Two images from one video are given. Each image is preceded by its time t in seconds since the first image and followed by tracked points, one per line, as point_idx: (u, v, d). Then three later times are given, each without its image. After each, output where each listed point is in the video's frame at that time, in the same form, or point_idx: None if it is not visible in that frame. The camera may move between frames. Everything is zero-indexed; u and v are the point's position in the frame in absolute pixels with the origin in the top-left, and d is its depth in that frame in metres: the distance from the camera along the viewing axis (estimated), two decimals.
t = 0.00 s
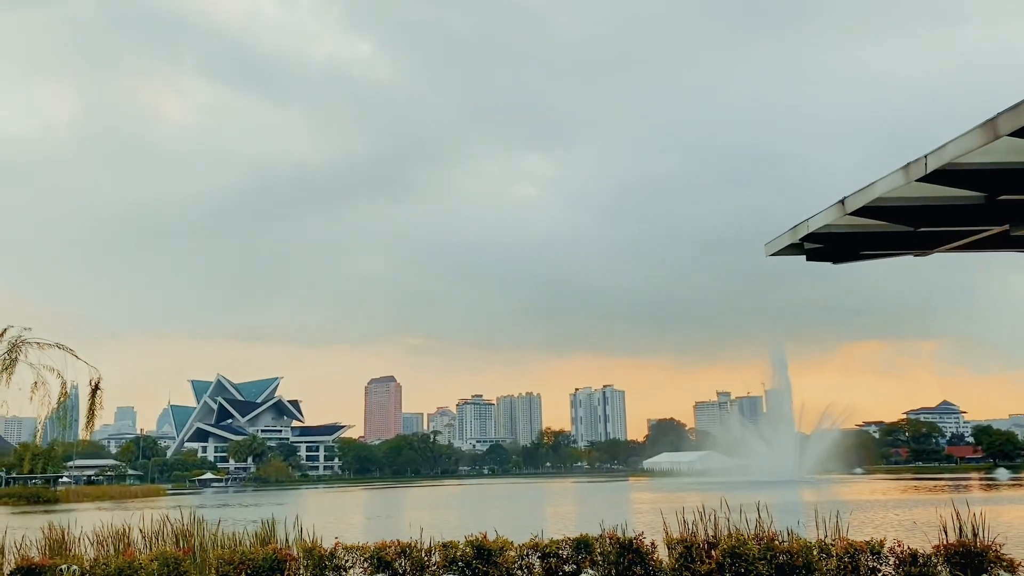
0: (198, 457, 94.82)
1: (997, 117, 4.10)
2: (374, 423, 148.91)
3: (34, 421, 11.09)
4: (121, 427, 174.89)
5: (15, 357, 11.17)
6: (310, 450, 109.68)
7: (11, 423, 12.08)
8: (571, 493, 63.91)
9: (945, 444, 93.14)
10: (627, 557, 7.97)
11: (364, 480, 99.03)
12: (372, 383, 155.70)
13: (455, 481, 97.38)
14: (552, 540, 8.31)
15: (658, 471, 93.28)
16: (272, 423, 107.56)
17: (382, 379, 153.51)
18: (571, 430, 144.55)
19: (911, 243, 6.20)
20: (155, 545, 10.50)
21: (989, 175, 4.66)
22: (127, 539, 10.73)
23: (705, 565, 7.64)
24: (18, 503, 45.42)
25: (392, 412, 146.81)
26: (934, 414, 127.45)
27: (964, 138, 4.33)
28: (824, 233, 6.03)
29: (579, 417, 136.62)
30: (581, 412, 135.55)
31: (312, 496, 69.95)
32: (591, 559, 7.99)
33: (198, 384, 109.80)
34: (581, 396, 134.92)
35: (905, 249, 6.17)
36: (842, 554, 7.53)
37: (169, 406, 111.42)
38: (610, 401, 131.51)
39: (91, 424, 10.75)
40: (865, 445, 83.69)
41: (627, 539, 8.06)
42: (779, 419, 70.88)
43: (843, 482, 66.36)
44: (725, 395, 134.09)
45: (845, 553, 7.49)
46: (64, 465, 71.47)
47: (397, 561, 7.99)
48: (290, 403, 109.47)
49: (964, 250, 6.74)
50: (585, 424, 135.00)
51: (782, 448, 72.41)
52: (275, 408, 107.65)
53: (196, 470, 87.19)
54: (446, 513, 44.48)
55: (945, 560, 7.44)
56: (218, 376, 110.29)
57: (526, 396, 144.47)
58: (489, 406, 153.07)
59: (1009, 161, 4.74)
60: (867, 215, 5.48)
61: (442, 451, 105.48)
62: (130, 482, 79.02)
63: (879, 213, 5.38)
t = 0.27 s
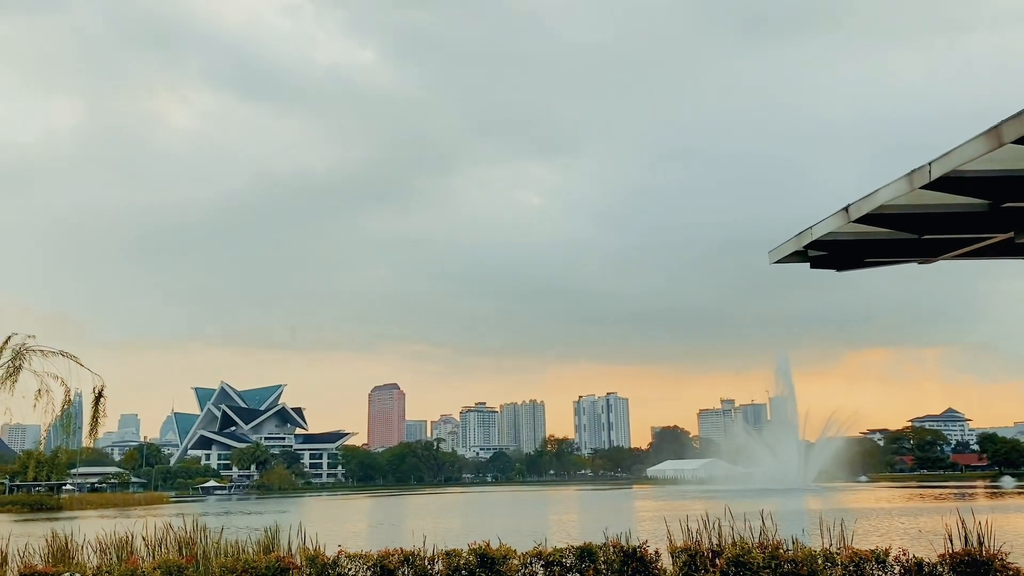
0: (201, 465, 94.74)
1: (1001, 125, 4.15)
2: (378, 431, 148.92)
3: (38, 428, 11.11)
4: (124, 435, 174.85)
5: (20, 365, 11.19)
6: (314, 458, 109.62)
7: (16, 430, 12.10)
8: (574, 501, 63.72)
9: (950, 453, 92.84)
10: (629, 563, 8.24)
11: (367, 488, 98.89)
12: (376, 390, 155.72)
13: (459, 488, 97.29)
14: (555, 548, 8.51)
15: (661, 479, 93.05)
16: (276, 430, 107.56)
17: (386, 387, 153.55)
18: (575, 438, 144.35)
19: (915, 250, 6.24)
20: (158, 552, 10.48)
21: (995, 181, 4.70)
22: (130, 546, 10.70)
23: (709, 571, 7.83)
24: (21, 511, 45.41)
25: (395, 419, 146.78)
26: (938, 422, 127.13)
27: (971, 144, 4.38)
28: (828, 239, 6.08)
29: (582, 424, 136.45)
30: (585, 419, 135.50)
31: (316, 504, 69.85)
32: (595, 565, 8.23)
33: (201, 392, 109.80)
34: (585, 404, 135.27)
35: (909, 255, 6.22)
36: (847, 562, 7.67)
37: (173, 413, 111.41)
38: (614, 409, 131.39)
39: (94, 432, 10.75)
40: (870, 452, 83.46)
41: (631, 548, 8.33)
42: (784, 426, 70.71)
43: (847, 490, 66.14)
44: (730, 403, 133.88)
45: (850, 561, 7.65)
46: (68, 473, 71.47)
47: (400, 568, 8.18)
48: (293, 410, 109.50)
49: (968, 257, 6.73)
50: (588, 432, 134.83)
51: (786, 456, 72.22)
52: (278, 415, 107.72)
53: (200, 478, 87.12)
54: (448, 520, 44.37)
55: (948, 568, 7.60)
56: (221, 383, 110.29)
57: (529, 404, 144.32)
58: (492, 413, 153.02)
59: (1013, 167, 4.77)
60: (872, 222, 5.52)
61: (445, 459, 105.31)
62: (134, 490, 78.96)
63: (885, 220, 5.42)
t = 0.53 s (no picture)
0: (203, 469, 94.73)
1: (1003, 130, 4.16)
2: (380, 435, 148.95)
3: (42, 432, 11.10)
4: (126, 439, 174.81)
5: (22, 369, 11.18)
6: (316, 462, 109.57)
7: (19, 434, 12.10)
8: (576, 505, 63.59)
9: (954, 458, 92.56)
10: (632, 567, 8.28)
11: (369, 492, 98.77)
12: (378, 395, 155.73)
13: (461, 493, 97.16)
14: (556, 553, 8.56)
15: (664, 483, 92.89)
16: (278, 435, 107.53)
17: (388, 391, 153.53)
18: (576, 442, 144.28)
19: (916, 254, 6.26)
20: (159, 556, 10.46)
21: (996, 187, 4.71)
22: (132, 549, 10.69)
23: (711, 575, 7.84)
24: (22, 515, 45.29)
25: (397, 424, 146.74)
26: (941, 427, 126.80)
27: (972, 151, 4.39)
28: (830, 243, 6.09)
29: (584, 428, 136.35)
30: (587, 424, 135.47)
31: (318, 509, 69.75)
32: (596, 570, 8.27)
33: (203, 396, 109.79)
34: (587, 408, 135.64)
35: (911, 259, 6.24)
36: (850, 566, 7.68)
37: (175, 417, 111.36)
38: (616, 413, 131.25)
39: (97, 436, 10.75)
40: (873, 457, 83.28)
41: (633, 553, 8.41)
42: (786, 430, 70.57)
43: (850, 496, 65.94)
44: (733, 407, 133.70)
45: (852, 566, 7.67)
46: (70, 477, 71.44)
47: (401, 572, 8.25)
48: (295, 414, 109.50)
49: (973, 261, 6.70)
50: (590, 436, 134.70)
51: (789, 460, 72.07)
52: (280, 420, 107.75)
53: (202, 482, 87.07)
54: (451, 524, 44.32)
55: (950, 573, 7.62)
56: (223, 387, 110.22)
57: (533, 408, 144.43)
58: (494, 417, 152.96)
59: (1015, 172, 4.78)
60: (874, 226, 5.53)
61: (447, 463, 105.20)
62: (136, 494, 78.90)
63: (886, 225, 5.43)
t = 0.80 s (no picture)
0: (204, 469, 94.79)
1: (1004, 130, 4.19)
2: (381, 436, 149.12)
3: (42, 432, 11.08)
4: (127, 439, 174.99)
5: (22, 370, 11.19)
6: (317, 463, 109.67)
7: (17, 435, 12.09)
8: (576, 506, 63.69)
9: (954, 459, 92.64)
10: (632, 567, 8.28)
11: (370, 493, 98.82)
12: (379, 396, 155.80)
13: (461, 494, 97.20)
14: (557, 555, 8.59)
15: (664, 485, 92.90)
16: (278, 435, 107.61)
17: (389, 392, 153.64)
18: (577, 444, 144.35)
19: (919, 254, 6.28)
20: (159, 557, 10.46)
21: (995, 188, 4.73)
22: (131, 551, 10.67)
23: None
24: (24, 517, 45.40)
25: (398, 425, 146.85)
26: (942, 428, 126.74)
27: (974, 152, 4.42)
28: (831, 244, 6.12)
29: (585, 429, 136.44)
30: (588, 425, 135.60)
31: (319, 509, 69.81)
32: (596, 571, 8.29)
33: (204, 397, 109.81)
34: (587, 409, 135.79)
35: (913, 260, 6.27)
36: (850, 567, 7.69)
37: (176, 418, 111.41)
38: (617, 414, 131.32)
39: (97, 437, 10.77)
40: (873, 459, 83.25)
41: (633, 554, 8.46)
42: (787, 432, 70.60)
43: (850, 497, 65.98)
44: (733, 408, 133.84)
45: (853, 567, 7.67)
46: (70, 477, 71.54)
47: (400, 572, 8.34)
48: (296, 415, 109.61)
49: (973, 263, 6.72)
50: (591, 437, 134.81)
51: (789, 462, 72.10)
52: (281, 421, 107.89)
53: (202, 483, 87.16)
54: (452, 525, 44.52)
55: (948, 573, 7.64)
56: (224, 388, 110.25)
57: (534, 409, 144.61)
58: (495, 418, 153.04)
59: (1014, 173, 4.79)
60: (875, 227, 5.56)
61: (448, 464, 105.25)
62: (137, 495, 78.99)
63: (887, 225, 5.45)
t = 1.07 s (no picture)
0: (204, 467, 94.89)
1: (1002, 130, 4.24)
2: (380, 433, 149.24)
3: (43, 430, 11.09)
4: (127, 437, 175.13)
5: (23, 368, 11.20)
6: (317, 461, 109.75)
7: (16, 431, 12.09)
8: (576, 504, 63.69)
9: (954, 458, 92.57)
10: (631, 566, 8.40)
11: (370, 491, 98.92)
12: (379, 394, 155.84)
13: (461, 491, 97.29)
14: (558, 552, 8.70)
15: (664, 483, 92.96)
16: (279, 433, 107.68)
17: (389, 390, 153.69)
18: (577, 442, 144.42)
19: (918, 253, 6.34)
20: (159, 554, 10.49)
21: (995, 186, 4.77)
22: (131, 546, 10.70)
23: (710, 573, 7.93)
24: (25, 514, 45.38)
25: (398, 423, 147.00)
26: (942, 427, 126.71)
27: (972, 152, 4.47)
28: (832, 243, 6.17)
29: (585, 428, 136.52)
30: (587, 423, 135.77)
31: (319, 507, 69.85)
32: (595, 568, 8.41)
33: (204, 395, 109.90)
34: (587, 407, 135.93)
35: (912, 259, 6.32)
36: (850, 566, 7.72)
37: (176, 416, 111.47)
38: (617, 412, 131.35)
39: (98, 434, 10.79)
40: (873, 457, 83.28)
41: (634, 552, 8.56)
42: (787, 430, 70.62)
43: (850, 495, 66.05)
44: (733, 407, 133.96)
45: (854, 565, 7.72)
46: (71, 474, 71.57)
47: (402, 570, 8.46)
48: (296, 413, 109.67)
49: (973, 261, 6.77)
50: (591, 436, 134.90)
51: (790, 460, 72.08)
52: (281, 419, 107.99)
53: (202, 480, 87.22)
54: (451, 523, 44.43)
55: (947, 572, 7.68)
56: (224, 386, 110.31)
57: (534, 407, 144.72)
58: (495, 416, 153.13)
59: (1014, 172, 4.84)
60: (876, 225, 5.61)
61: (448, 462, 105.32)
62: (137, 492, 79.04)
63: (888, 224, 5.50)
